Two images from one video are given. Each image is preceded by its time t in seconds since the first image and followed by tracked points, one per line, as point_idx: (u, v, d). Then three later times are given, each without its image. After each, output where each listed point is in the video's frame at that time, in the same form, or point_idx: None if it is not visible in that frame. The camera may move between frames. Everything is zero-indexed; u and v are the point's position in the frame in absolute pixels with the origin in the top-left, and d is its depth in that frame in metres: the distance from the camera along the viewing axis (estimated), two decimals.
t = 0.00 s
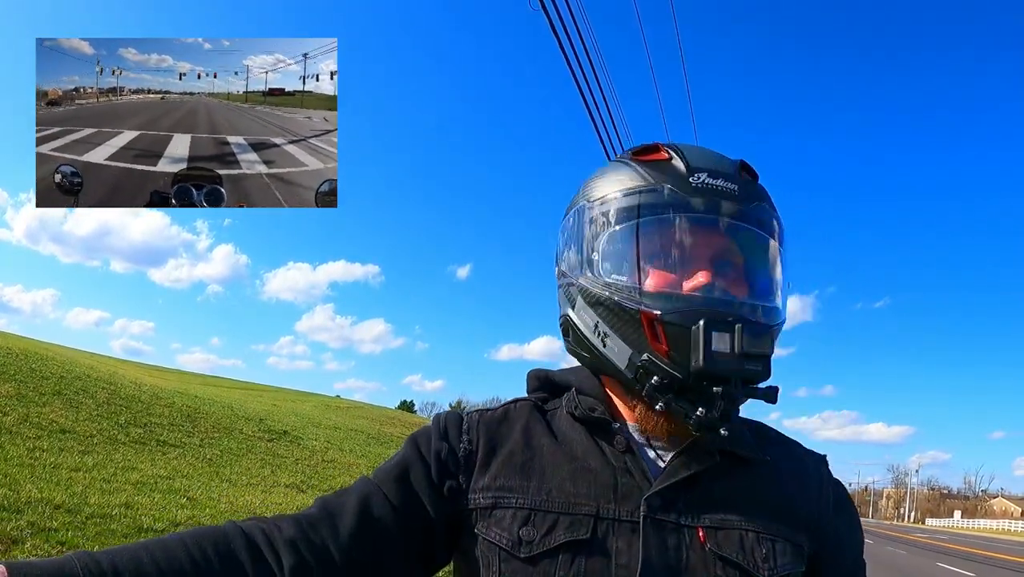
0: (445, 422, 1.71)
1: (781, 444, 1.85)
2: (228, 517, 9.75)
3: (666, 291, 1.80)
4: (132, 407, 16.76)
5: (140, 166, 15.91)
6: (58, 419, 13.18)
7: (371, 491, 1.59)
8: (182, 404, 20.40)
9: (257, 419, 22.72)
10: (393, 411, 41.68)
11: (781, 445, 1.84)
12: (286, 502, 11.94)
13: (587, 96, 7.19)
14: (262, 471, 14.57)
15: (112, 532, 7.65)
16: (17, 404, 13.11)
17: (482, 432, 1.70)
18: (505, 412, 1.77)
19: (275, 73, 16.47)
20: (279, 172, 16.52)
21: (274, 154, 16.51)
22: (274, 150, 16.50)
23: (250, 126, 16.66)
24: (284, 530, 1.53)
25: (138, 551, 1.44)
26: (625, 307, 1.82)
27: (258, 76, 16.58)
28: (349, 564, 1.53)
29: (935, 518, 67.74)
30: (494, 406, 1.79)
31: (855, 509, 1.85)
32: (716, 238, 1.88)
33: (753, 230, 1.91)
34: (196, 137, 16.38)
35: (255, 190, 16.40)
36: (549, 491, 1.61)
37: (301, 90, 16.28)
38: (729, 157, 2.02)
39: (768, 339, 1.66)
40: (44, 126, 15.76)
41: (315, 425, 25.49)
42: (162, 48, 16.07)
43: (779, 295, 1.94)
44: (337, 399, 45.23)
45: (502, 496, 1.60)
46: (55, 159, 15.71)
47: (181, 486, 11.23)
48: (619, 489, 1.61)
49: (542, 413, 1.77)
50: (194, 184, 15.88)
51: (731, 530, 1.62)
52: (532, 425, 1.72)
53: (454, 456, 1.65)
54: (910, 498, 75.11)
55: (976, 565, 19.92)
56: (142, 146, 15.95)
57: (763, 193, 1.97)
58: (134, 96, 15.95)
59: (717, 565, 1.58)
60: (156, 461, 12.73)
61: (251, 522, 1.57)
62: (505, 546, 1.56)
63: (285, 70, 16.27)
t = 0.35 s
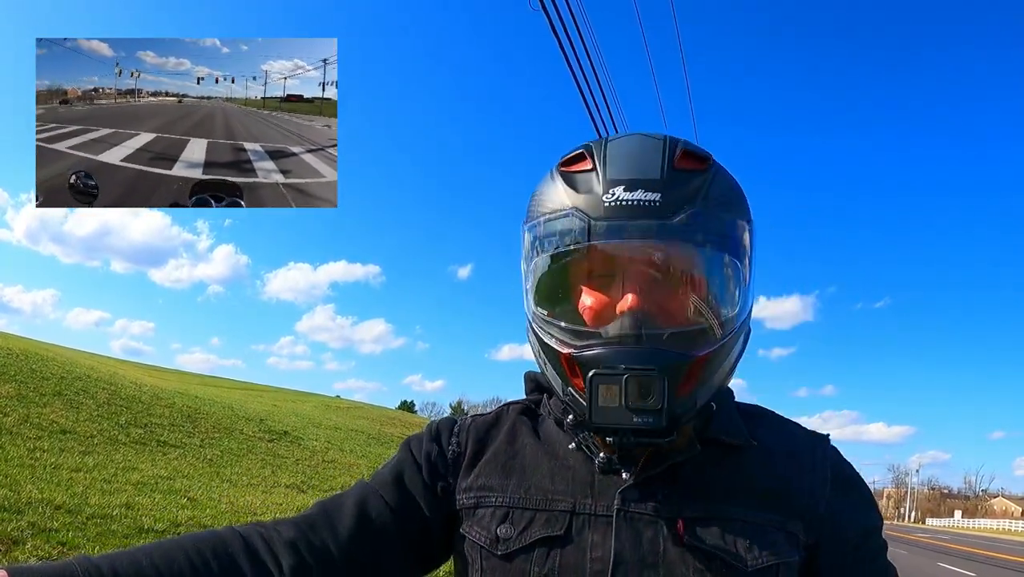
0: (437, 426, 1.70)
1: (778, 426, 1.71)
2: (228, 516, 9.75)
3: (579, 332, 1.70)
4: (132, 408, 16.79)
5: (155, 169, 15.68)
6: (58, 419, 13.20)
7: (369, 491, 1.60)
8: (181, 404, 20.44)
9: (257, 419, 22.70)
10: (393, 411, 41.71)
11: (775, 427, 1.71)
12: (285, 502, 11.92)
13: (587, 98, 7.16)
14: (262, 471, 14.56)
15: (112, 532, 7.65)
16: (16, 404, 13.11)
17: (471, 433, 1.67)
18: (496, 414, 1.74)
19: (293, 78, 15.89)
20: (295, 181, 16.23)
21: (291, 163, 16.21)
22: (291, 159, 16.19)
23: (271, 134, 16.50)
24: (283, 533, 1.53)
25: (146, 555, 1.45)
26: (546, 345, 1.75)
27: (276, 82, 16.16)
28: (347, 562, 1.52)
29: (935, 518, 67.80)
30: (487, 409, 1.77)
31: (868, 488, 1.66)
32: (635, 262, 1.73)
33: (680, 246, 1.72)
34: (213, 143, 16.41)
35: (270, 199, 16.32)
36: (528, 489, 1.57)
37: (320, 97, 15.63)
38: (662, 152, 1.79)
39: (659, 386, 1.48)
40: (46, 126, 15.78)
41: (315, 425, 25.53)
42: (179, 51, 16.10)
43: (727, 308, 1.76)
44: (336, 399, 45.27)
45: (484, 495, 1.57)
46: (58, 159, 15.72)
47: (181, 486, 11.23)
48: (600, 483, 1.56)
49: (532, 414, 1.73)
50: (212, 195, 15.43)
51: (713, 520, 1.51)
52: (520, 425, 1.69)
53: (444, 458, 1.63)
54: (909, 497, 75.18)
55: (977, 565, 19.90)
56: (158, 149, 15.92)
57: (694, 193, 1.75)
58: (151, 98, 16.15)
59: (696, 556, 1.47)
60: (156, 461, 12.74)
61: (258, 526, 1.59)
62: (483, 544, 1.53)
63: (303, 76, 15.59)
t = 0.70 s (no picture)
0: (412, 429, 1.72)
1: (747, 419, 1.72)
2: (228, 516, 9.77)
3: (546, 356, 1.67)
4: (133, 408, 16.82)
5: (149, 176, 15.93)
6: (60, 419, 13.24)
7: (348, 496, 1.62)
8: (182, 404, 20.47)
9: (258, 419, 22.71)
10: (395, 412, 41.66)
11: (739, 419, 1.72)
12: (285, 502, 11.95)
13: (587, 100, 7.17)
14: (263, 471, 14.57)
15: (113, 532, 7.66)
16: (17, 405, 13.12)
17: (446, 434, 1.69)
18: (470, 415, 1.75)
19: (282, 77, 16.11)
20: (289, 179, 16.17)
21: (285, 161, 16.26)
22: (285, 157, 16.25)
23: (263, 133, 16.51)
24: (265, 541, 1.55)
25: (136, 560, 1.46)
26: (512, 363, 1.73)
27: (267, 82, 16.34)
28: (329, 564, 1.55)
29: (937, 518, 67.66)
30: (461, 410, 1.79)
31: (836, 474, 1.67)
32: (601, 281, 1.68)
33: (650, 263, 1.68)
34: (206, 145, 16.32)
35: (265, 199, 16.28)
36: (503, 489, 1.58)
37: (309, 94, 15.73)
38: (627, 163, 1.73)
39: (627, 415, 1.47)
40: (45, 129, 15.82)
41: (315, 425, 25.56)
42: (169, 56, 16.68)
43: (697, 319, 1.74)
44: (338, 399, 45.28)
45: (462, 497, 1.58)
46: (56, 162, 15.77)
47: (182, 486, 11.25)
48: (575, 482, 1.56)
49: (505, 414, 1.74)
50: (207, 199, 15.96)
51: (686, 515, 1.53)
52: (493, 425, 1.70)
53: (421, 459, 1.65)
54: (911, 497, 75.10)
55: (980, 565, 19.81)
56: (150, 154, 16.08)
57: (662, 209, 1.69)
58: (142, 104, 16.35)
59: (670, 551, 1.48)
60: (157, 462, 12.75)
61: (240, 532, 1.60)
62: (461, 544, 1.54)
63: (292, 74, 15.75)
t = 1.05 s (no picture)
0: (384, 438, 1.72)
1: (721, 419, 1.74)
2: (229, 516, 9.79)
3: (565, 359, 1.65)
4: (134, 408, 16.84)
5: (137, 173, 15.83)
6: (60, 419, 13.27)
7: (320, 512, 1.65)
8: (183, 405, 20.49)
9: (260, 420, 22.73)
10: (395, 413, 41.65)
11: (713, 418, 1.74)
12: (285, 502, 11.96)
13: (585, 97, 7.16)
14: (264, 472, 14.59)
15: (114, 532, 7.67)
16: (18, 405, 13.14)
17: (419, 441, 1.69)
18: (445, 421, 1.75)
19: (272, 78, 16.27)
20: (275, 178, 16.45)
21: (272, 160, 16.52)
22: (273, 156, 16.50)
23: (250, 132, 16.51)
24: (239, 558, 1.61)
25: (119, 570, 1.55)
26: (522, 365, 1.70)
27: (257, 82, 16.25)
28: None
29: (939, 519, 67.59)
30: (434, 416, 1.78)
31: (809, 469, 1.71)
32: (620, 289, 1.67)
33: (665, 271, 1.69)
34: (195, 143, 16.36)
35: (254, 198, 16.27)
36: (485, 499, 1.57)
37: (298, 96, 16.20)
38: (652, 172, 1.74)
39: (669, 431, 1.46)
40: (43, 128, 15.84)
41: (317, 426, 25.57)
42: (160, 54, 16.72)
43: (698, 328, 1.76)
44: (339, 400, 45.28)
45: (441, 507, 1.58)
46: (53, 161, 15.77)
47: (183, 486, 11.27)
48: (553, 492, 1.56)
49: (479, 419, 1.74)
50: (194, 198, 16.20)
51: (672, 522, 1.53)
52: (469, 431, 1.70)
53: (392, 471, 1.65)
54: (913, 498, 75.05)
55: (982, 565, 19.79)
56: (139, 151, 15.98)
57: (685, 225, 1.72)
58: (132, 101, 16.34)
59: (657, 559, 1.48)
60: (158, 462, 12.77)
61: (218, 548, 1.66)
62: (443, 556, 1.54)
63: (283, 76, 16.11)
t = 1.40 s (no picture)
0: (391, 443, 1.81)
1: (782, 447, 1.90)
2: (230, 518, 9.77)
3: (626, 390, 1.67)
4: (136, 409, 16.85)
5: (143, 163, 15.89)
6: (62, 420, 13.25)
7: (311, 519, 1.71)
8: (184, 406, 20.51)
9: (261, 421, 22.71)
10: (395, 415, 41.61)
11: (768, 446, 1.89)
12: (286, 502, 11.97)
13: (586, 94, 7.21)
14: (265, 473, 14.56)
15: (114, 533, 7.66)
16: (19, 407, 13.13)
17: (429, 450, 1.79)
18: (458, 425, 1.85)
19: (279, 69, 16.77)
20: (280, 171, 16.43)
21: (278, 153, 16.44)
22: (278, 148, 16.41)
23: (257, 123, 16.46)
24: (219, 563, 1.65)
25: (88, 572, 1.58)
26: (603, 382, 1.70)
27: (263, 73, 16.72)
28: None
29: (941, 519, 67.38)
30: (445, 419, 1.87)
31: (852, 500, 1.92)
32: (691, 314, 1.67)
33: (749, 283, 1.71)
34: (200, 134, 16.39)
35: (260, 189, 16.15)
36: (510, 525, 1.66)
37: (306, 88, 16.61)
38: (754, 162, 1.72)
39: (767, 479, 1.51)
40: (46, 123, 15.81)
41: (318, 426, 25.59)
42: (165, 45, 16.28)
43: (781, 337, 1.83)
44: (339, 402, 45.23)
45: (459, 529, 1.67)
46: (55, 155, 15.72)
47: (184, 487, 11.25)
48: (586, 522, 1.64)
49: (499, 417, 1.87)
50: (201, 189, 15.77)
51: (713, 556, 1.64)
52: (487, 442, 1.78)
53: (401, 482, 1.73)
54: (914, 498, 74.88)
55: (985, 565, 19.68)
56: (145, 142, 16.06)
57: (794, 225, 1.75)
58: (137, 92, 16.15)
59: None
60: (159, 464, 12.75)
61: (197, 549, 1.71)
62: None
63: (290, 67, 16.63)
